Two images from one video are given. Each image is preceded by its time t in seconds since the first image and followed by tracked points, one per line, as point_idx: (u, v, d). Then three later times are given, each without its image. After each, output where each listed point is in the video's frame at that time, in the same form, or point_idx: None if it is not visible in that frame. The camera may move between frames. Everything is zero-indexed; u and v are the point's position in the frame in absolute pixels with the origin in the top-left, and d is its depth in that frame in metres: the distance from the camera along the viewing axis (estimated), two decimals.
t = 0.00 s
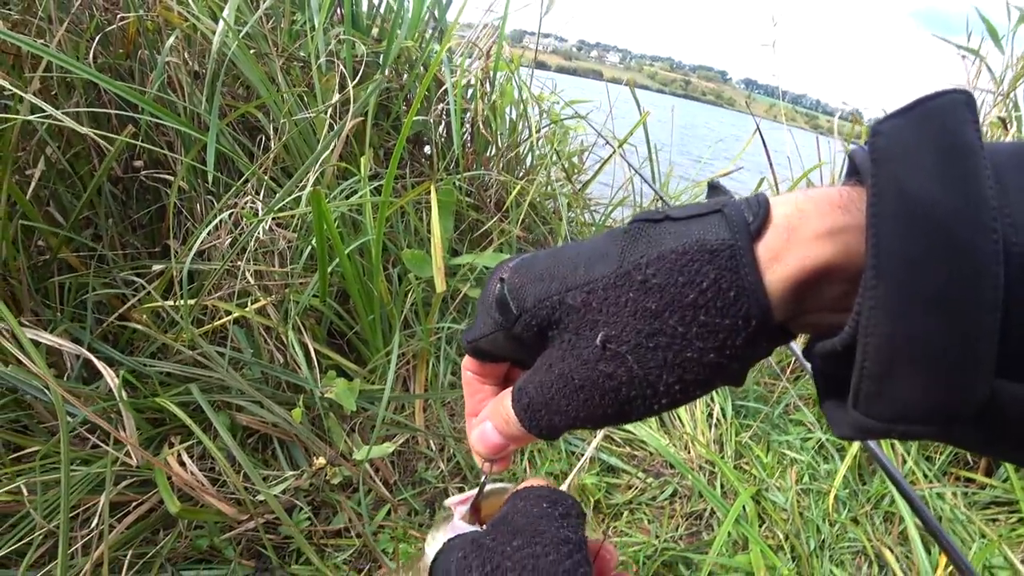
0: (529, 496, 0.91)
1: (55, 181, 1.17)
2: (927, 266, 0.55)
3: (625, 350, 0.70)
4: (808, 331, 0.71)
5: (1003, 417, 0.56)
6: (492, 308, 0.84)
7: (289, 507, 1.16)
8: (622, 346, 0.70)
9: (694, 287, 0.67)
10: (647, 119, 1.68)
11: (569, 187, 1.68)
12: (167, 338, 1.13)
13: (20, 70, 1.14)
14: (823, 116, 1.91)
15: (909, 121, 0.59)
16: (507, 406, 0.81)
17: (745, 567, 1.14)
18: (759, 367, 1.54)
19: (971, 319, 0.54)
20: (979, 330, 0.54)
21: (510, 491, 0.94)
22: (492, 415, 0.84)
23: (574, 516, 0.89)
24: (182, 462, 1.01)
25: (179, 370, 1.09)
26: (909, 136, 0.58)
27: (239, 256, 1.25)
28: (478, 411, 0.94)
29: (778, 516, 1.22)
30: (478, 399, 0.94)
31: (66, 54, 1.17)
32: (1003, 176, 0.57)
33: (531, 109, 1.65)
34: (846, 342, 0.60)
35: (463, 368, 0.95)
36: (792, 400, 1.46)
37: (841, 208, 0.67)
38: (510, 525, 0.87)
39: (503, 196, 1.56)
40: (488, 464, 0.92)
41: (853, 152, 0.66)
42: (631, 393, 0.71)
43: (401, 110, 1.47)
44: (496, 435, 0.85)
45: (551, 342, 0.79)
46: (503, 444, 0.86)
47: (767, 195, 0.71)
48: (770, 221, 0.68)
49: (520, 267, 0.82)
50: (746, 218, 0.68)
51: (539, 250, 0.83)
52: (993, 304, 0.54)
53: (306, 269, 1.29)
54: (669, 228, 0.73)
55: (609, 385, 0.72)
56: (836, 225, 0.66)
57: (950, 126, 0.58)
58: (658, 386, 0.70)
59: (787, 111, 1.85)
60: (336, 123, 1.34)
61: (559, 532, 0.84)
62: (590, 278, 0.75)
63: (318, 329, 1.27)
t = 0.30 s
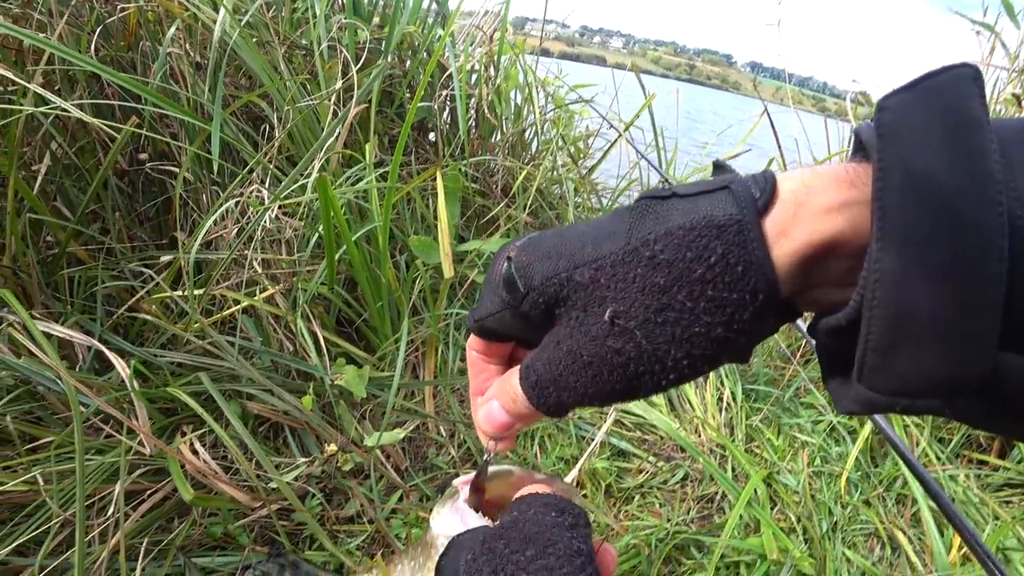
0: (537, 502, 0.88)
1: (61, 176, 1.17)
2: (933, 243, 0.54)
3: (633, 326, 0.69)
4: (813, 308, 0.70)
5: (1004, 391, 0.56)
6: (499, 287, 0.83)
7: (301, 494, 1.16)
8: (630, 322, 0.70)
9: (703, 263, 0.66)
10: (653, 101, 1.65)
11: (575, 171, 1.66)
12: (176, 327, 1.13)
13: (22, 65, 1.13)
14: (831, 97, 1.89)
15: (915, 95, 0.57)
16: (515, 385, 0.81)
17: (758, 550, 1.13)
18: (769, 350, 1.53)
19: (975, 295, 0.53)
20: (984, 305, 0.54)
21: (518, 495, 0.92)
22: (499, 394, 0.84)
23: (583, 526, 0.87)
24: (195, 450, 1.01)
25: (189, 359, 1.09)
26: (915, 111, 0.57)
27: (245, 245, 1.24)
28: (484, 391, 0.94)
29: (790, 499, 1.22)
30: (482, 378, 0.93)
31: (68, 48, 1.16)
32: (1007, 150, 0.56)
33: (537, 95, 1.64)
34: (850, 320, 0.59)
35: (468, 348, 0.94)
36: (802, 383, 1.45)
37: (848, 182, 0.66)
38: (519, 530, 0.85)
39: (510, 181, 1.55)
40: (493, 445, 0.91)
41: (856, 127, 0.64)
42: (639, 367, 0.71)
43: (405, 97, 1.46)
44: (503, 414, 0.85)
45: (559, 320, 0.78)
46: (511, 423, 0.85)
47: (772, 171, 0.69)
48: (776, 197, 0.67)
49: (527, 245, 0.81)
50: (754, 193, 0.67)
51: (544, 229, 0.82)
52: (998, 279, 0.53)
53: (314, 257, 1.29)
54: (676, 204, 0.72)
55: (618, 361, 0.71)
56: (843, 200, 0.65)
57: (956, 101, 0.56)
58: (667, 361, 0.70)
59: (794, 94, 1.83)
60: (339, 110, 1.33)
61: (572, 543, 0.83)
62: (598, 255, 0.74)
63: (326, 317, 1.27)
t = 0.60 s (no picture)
0: (538, 498, 0.89)
1: (66, 170, 1.16)
2: (952, 220, 0.53)
3: (651, 295, 0.69)
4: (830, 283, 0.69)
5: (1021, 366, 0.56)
6: (518, 255, 0.82)
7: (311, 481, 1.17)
8: (649, 290, 0.69)
9: (722, 234, 0.66)
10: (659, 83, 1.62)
11: (581, 155, 1.65)
12: (183, 318, 1.13)
13: (23, 60, 1.12)
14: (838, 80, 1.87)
15: (942, 65, 0.55)
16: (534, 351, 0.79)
17: (767, 533, 1.13)
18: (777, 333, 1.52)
19: (994, 270, 0.53)
20: (1002, 282, 0.53)
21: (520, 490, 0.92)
22: (515, 363, 0.82)
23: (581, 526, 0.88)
24: (204, 440, 1.02)
25: (197, 350, 1.10)
26: (943, 81, 0.55)
27: (251, 235, 1.24)
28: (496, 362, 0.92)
29: (799, 482, 1.21)
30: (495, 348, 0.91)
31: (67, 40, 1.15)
32: None
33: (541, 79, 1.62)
34: (868, 296, 0.58)
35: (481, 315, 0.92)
36: (811, 366, 1.44)
37: (870, 156, 0.64)
38: (519, 528, 0.85)
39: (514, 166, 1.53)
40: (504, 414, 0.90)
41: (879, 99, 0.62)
42: (656, 337, 0.70)
43: (407, 82, 1.44)
44: (518, 384, 0.82)
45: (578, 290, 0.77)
46: (526, 393, 0.83)
47: (793, 145, 0.68)
48: (797, 170, 0.65)
49: (548, 214, 0.80)
50: (775, 165, 0.66)
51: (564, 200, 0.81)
52: (1020, 255, 0.52)
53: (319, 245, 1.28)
54: (697, 177, 0.71)
55: (635, 330, 0.71)
56: (864, 174, 0.64)
57: (984, 72, 0.54)
58: (683, 330, 0.69)
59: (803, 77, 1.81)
60: (341, 97, 1.32)
61: (572, 546, 0.84)
62: (619, 225, 0.74)
63: (332, 305, 1.27)
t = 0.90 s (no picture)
0: (529, 484, 0.85)
1: (72, 170, 1.17)
2: (927, 197, 0.55)
3: (653, 266, 0.69)
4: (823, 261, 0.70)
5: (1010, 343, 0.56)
6: (532, 228, 0.82)
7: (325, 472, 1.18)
8: (651, 261, 0.69)
9: (719, 210, 0.66)
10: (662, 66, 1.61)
11: (586, 141, 1.64)
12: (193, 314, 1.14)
13: (24, 61, 1.12)
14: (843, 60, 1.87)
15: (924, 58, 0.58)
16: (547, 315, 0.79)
17: (779, 515, 1.14)
18: (785, 315, 1.52)
19: (970, 245, 0.54)
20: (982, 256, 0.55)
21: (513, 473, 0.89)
22: (528, 327, 0.82)
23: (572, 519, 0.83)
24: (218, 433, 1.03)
25: (209, 345, 1.11)
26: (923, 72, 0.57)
27: (258, 229, 1.25)
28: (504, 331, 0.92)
29: (810, 464, 1.22)
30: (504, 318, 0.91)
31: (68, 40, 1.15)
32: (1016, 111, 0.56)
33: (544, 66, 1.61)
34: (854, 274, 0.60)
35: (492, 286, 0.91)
36: (819, 348, 1.44)
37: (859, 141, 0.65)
38: (504, 511, 0.81)
39: (519, 154, 1.53)
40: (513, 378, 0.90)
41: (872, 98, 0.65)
42: (658, 304, 0.70)
43: (409, 72, 1.43)
44: (530, 348, 0.82)
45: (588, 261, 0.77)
46: (537, 357, 0.83)
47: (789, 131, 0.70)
48: (791, 152, 0.66)
49: (561, 190, 0.80)
50: (770, 147, 0.66)
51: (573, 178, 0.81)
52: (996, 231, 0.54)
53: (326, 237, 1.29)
54: (698, 157, 0.71)
55: (638, 297, 0.70)
56: (855, 157, 0.64)
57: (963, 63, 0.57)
58: (681, 298, 0.69)
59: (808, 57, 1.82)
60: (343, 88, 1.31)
61: (556, 540, 0.78)
62: (625, 200, 0.74)
63: (341, 297, 1.28)
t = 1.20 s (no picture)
0: (503, 480, 0.84)
1: (83, 192, 1.18)
2: (892, 227, 0.58)
3: (674, 278, 0.69)
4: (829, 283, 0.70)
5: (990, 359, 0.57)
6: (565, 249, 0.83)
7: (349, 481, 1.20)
8: (674, 273, 0.69)
9: (731, 228, 0.67)
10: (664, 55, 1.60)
11: (591, 135, 1.63)
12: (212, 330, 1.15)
13: (30, 86, 1.13)
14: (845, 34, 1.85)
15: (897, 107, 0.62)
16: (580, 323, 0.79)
17: (801, 504, 1.15)
18: (798, 302, 1.52)
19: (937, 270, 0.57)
20: (954, 276, 0.57)
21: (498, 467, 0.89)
22: (561, 334, 0.82)
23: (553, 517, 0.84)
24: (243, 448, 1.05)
25: (229, 361, 1.12)
26: (895, 117, 0.61)
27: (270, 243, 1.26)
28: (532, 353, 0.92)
29: (830, 452, 1.22)
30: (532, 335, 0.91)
31: (71, 62, 1.15)
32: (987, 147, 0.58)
33: (546, 61, 1.60)
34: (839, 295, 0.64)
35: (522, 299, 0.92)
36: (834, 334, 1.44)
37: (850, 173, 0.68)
38: (462, 504, 0.81)
39: (524, 152, 1.53)
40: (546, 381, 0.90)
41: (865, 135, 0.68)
42: (677, 314, 0.70)
43: (411, 76, 1.43)
44: (560, 354, 0.82)
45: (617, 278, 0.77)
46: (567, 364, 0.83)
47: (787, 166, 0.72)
48: (791, 181, 0.68)
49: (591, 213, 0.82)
50: (773, 176, 0.69)
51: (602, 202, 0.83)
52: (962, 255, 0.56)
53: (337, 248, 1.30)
54: (715, 184, 0.72)
55: (658, 308, 0.70)
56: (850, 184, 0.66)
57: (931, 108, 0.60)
58: (698, 307, 0.69)
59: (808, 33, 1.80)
60: (347, 97, 1.31)
61: (493, 541, 0.78)
62: (649, 219, 0.75)
63: (355, 307, 1.29)
